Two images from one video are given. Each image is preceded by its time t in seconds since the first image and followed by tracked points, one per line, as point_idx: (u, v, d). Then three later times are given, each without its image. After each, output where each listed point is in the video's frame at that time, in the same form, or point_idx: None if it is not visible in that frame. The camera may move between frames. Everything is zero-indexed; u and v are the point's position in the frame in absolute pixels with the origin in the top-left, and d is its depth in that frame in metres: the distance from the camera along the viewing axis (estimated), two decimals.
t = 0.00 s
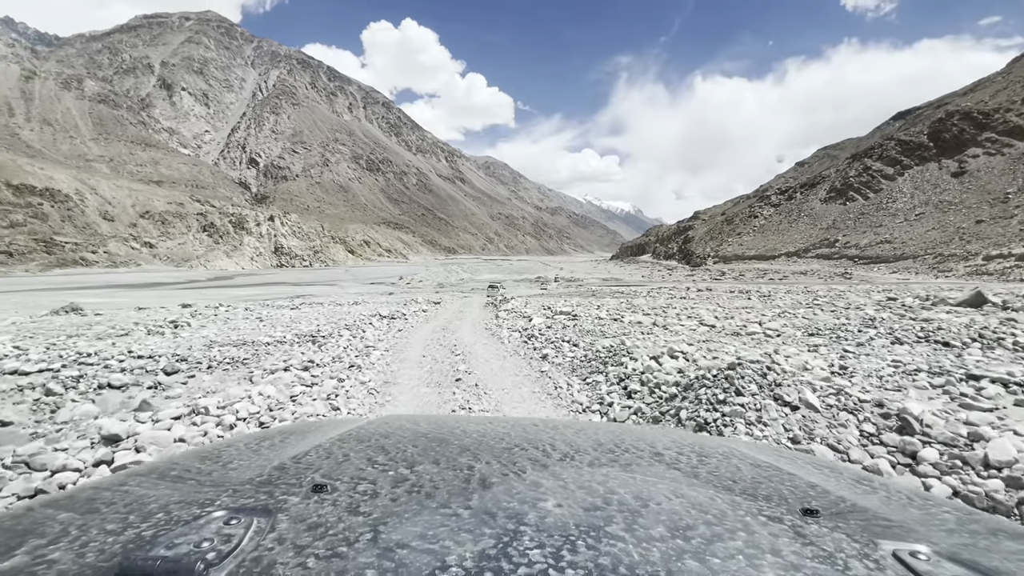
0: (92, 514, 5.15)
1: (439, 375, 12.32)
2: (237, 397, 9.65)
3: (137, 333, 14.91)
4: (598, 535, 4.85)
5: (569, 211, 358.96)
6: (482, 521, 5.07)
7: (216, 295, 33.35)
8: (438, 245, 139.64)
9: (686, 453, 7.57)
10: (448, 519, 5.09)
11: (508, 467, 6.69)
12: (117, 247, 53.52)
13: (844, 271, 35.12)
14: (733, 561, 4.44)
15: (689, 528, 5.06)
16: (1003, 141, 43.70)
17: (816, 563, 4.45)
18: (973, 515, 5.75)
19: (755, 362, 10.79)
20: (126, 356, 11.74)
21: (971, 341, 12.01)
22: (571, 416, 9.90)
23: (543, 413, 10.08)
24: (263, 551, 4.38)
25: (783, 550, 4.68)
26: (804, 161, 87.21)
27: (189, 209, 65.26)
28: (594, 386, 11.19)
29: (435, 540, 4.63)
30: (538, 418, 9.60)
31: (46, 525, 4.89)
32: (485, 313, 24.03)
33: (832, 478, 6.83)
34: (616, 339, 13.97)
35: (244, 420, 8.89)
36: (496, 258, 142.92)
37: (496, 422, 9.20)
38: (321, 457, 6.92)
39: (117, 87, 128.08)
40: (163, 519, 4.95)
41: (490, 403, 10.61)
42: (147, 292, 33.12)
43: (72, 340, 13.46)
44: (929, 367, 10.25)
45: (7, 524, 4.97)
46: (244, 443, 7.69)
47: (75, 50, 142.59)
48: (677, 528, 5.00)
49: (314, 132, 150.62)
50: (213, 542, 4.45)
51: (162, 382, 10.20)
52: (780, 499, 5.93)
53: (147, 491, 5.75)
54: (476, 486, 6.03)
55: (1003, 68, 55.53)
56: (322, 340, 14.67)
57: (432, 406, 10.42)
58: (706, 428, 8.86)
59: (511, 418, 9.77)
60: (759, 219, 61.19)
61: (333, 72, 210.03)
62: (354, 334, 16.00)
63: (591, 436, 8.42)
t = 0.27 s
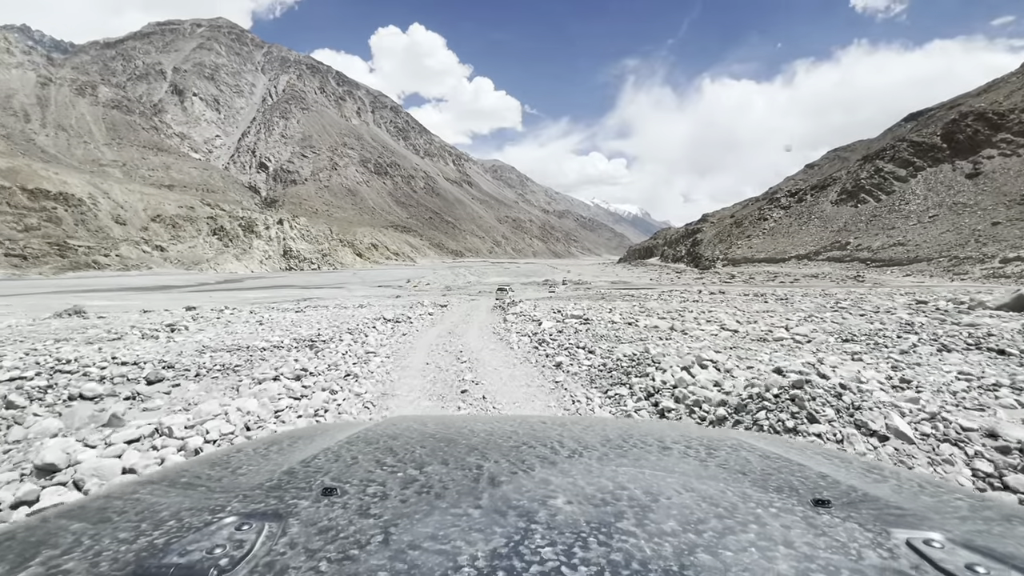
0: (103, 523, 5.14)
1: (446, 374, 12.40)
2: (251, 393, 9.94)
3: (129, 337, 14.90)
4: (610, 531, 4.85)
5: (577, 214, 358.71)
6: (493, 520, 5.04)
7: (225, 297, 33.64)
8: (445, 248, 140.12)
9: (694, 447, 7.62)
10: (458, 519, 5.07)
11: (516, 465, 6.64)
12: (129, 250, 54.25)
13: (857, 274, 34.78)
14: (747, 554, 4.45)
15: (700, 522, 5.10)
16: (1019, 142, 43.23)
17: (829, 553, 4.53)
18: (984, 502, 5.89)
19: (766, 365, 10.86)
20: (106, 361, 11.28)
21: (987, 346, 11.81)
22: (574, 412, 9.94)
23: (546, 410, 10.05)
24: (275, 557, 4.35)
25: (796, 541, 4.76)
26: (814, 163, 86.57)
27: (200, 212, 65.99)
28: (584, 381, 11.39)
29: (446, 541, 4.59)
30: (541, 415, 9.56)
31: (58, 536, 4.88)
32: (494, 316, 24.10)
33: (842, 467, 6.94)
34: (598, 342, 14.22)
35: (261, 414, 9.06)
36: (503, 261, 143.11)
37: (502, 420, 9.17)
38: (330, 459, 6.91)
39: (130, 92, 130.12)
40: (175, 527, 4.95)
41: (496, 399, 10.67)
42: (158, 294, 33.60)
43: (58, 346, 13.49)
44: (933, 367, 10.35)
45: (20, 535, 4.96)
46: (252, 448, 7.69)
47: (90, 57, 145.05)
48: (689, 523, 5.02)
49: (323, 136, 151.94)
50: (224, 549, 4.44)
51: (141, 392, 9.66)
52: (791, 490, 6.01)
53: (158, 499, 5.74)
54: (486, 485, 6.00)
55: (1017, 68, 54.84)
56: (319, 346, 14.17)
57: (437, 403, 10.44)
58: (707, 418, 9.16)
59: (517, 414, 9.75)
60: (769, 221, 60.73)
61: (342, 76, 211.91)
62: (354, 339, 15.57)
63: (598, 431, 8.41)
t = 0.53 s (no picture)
0: (106, 521, 4.66)
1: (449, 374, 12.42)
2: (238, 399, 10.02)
3: (121, 343, 15.04)
4: (611, 519, 4.30)
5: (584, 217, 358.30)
6: (495, 510, 4.66)
7: (232, 301, 33.77)
8: (453, 251, 140.39)
9: (690, 434, 7.20)
10: (461, 509, 4.74)
11: (517, 456, 6.42)
12: (140, 253, 54.85)
13: (870, 277, 34.27)
14: (746, 538, 3.80)
15: (699, 508, 4.49)
16: None
17: (827, 535, 3.74)
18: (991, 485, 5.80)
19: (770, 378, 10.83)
20: (86, 373, 11.44)
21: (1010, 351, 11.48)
22: (571, 403, 9.86)
23: (542, 402, 9.95)
24: (280, 550, 3.93)
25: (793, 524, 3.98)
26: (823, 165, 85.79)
27: (210, 215, 66.60)
28: (597, 387, 10.94)
29: (448, 531, 4.19)
30: (538, 406, 9.46)
31: (58, 535, 4.37)
32: (501, 320, 24.03)
33: (838, 451, 6.33)
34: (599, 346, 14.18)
35: (266, 413, 9.23)
36: (510, 264, 143.14)
37: (501, 411, 9.07)
38: (330, 454, 6.77)
39: (143, 97, 131.96)
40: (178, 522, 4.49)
41: (497, 395, 10.69)
42: (168, 297, 33.90)
43: (47, 352, 13.55)
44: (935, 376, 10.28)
45: (13, 536, 4.39)
46: (253, 444, 7.43)
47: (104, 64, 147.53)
48: (688, 509, 4.41)
49: (332, 140, 153.06)
50: (230, 543, 3.99)
51: (115, 407, 9.52)
52: (787, 474, 5.41)
53: (162, 496, 5.26)
54: (487, 476, 5.76)
55: None
56: (321, 352, 14.00)
57: (437, 399, 10.41)
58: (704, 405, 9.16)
59: (515, 405, 9.66)
60: (779, 223, 60.15)
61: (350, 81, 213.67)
62: (359, 345, 15.27)
63: (596, 421, 8.21)
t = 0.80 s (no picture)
0: (88, 530, 5.13)
1: (448, 377, 12.41)
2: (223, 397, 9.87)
3: (108, 346, 14.90)
4: (602, 536, 4.71)
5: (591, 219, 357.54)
6: (484, 526, 4.92)
7: (239, 302, 33.98)
8: (460, 253, 140.62)
9: (686, 451, 7.48)
10: (448, 524, 4.97)
11: (509, 470, 6.53)
12: (151, 255, 55.40)
13: (882, 280, 33.94)
14: (737, 559, 4.30)
15: (692, 526, 4.94)
16: None
17: (819, 558, 4.36)
18: (969, 504, 5.65)
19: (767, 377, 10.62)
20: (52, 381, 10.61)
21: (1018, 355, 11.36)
22: (570, 414, 9.80)
23: (541, 412, 9.97)
24: (263, 563, 4.29)
25: (786, 546, 4.60)
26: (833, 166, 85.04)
27: (219, 218, 67.12)
28: (619, 402, 10.24)
29: (438, 546, 4.50)
30: (536, 418, 9.48)
31: (42, 543, 4.89)
32: (507, 323, 24.03)
33: (832, 471, 6.76)
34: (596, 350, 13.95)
35: (247, 421, 9.00)
36: (516, 266, 143.10)
37: (495, 425, 9.06)
38: (320, 465, 6.85)
39: (154, 102, 133.69)
40: (162, 533, 4.91)
41: (496, 399, 10.71)
42: (176, 299, 34.20)
43: (25, 356, 13.33)
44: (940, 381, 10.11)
45: (1, 542, 4.98)
46: (244, 453, 7.67)
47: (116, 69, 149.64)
48: (680, 528, 4.87)
49: (339, 143, 154.07)
50: (212, 556, 4.38)
51: (75, 422, 8.52)
52: (782, 494, 5.84)
53: (145, 505, 5.73)
54: (478, 490, 5.90)
55: None
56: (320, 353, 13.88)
57: (432, 403, 10.42)
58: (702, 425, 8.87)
59: (511, 417, 9.70)
60: (789, 225, 59.64)
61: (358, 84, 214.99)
62: (356, 346, 15.07)
63: (590, 436, 8.28)
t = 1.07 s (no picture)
0: (91, 530, 5.11)
1: (451, 380, 12.34)
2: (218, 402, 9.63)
3: (92, 351, 14.72)
4: (606, 533, 4.61)
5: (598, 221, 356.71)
6: (489, 524, 4.84)
7: (246, 304, 34.09)
8: (467, 255, 140.73)
9: (689, 448, 7.38)
10: (452, 523, 4.88)
11: (512, 468, 6.44)
12: (161, 257, 55.88)
13: (896, 281, 33.44)
14: (743, 557, 4.19)
15: (697, 524, 4.82)
16: None
17: (825, 554, 4.25)
18: (977, 502, 5.56)
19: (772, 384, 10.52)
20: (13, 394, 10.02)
21: None
22: (575, 414, 9.77)
23: (546, 413, 9.89)
24: (266, 562, 4.24)
25: (792, 543, 4.48)
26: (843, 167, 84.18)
27: (228, 220, 67.60)
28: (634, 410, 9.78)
29: (441, 545, 4.43)
30: (540, 417, 9.41)
31: (44, 544, 4.86)
32: (514, 325, 23.92)
33: (836, 467, 6.65)
34: (599, 353, 13.89)
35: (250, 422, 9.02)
36: (523, 268, 142.99)
37: (498, 422, 9.00)
38: (322, 464, 6.81)
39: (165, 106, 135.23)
40: (164, 533, 4.88)
41: (500, 402, 10.66)
42: (185, 301, 34.39)
43: (33, 359, 13.39)
44: (951, 385, 9.91)
45: (6, 543, 4.95)
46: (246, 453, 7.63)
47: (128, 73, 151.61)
48: (685, 525, 4.75)
49: (347, 146, 154.94)
50: (216, 555, 4.34)
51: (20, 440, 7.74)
52: (786, 491, 5.72)
53: (148, 505, 5.69)
54: (481, 489, 5.82)
55: None
56: (318, 357, 13.81)
57: (433, 406, 10.35)
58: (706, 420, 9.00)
59: (515, 416, 9.66)
60: (800, 226, 59.02)
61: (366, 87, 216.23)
62: (355, 351, 14.98)
63: (592, 434, 8.19)
